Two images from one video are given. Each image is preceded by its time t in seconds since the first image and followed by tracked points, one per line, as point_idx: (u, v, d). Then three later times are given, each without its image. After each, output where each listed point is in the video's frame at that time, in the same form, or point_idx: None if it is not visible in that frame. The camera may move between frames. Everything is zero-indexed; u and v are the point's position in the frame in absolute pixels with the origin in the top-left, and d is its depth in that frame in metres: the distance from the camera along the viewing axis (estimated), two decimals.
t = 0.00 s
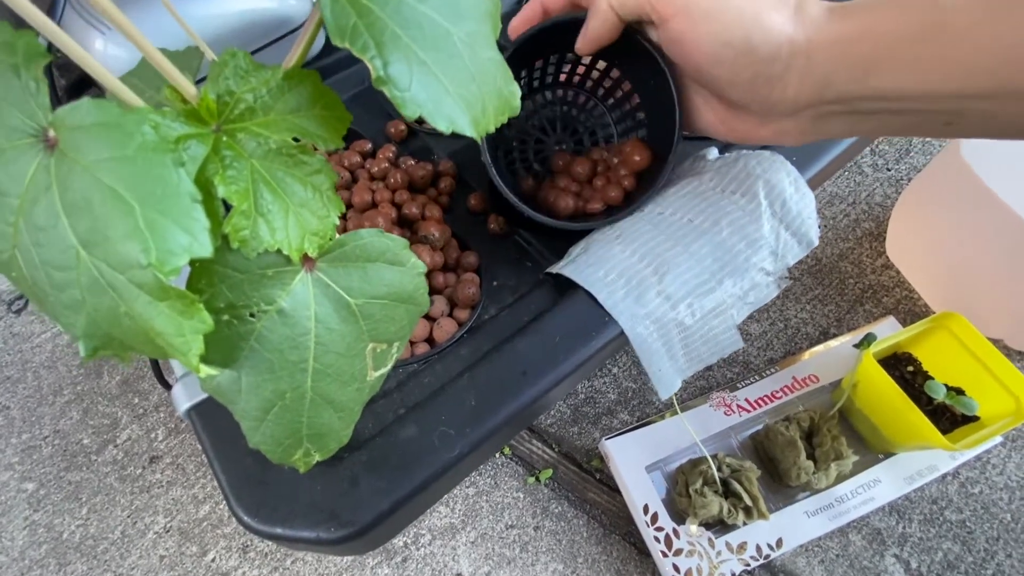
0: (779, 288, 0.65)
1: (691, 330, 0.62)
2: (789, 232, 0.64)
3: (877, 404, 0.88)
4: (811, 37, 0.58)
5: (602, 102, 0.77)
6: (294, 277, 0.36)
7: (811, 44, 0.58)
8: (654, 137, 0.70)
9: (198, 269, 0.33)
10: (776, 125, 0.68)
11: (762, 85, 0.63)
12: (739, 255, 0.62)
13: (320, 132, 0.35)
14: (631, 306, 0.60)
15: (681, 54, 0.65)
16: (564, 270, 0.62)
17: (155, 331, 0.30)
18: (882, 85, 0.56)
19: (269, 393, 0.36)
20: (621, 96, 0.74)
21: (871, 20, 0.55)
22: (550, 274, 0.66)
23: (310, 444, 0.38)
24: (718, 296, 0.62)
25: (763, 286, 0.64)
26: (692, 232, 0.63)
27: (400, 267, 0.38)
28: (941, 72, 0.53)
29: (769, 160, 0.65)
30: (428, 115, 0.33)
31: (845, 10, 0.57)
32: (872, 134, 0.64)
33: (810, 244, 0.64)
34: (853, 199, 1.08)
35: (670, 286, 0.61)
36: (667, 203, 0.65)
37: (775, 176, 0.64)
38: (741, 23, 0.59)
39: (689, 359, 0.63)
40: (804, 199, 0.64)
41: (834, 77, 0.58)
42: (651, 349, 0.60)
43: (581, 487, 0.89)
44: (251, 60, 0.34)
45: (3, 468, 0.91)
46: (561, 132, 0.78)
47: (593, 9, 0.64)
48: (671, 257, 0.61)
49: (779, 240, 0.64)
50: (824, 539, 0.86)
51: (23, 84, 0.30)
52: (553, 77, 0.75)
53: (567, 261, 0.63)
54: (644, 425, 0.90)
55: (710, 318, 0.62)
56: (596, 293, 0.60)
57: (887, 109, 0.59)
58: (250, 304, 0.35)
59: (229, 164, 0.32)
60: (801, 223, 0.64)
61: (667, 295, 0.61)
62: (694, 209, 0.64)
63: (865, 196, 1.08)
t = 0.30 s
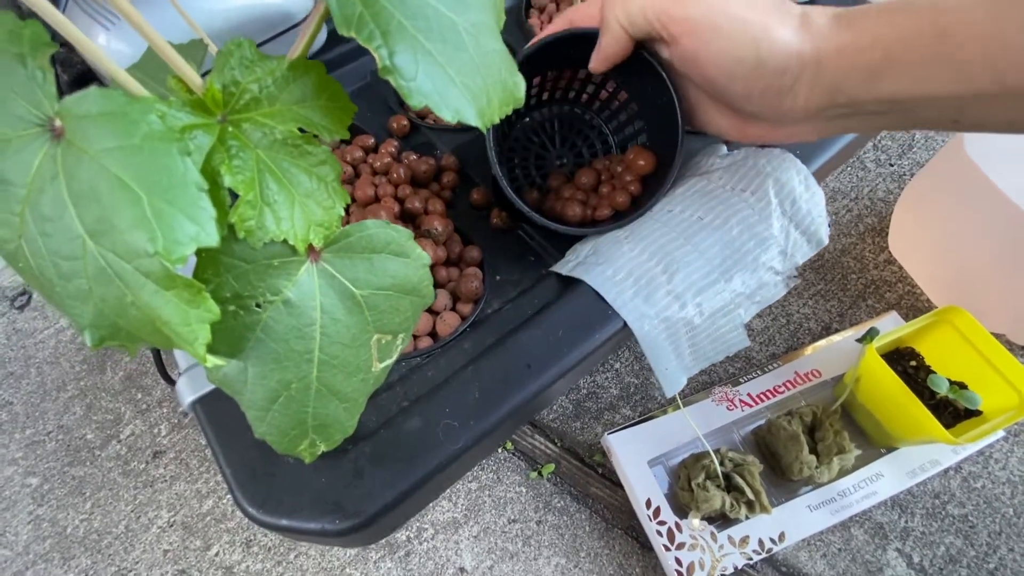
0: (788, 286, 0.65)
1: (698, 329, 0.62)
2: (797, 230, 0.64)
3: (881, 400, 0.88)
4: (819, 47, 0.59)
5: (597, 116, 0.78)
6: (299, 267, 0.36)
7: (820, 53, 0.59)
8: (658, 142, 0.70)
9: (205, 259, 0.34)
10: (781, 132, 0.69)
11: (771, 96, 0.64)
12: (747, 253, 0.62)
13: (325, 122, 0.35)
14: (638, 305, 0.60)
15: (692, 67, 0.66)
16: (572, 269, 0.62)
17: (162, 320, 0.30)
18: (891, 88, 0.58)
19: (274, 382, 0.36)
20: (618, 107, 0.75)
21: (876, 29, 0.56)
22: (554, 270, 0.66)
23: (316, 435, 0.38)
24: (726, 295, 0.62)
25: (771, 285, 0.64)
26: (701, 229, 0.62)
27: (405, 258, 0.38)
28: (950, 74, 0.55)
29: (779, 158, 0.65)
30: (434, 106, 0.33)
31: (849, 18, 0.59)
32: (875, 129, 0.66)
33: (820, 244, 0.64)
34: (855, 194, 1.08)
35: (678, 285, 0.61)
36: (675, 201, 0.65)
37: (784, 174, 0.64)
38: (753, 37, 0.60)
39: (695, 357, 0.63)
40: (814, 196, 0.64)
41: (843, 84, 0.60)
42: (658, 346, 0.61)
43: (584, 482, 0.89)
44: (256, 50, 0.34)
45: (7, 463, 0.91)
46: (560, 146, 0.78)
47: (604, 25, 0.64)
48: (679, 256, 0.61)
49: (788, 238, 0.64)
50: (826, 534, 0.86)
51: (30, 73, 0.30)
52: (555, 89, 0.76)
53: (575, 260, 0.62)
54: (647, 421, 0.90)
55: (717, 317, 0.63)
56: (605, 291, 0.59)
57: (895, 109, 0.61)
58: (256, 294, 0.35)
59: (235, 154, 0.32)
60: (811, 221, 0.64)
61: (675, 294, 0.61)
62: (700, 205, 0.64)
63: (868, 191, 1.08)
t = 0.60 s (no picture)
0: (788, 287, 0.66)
1: (700, 328, 0.63)
2: (798, 231, 0.65)
3: (884, 400, 0.89)
4: (889, 17, 0.53)
5: (599, 120, 0.79)
6: (311, 267, 0.37)
7: (890, 25, 0.54)
8: (658, 145, 0.72)
9: (220, 258, 0.35)
10: (821, 110, 0.65)
11: (825, 83, 0.60)
12: (748, 253, 0.63)
13: (335, 126, 0.36)
14: (641, 305, 0.61)
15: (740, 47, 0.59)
16: (575, 271, 0.62)
17: (180, 317, 0.31)
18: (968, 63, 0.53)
19: (287, 377, 0.37)
20: (620, 111, 0.76)
21: None
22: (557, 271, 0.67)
23: (327, 429, 0.40)
24: (727, 294, 0.63)
25: (772, 285, 0.64)
26: (702, 231, 0.64)
27: (412, 258, 0.39)
28: None
29: (778, 160, 0.65)
30: (439, 109, 0.34)
31: None
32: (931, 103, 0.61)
33: (819, 244, 0.65)
34: (857, 197, 1.09)
35: (681, 285, 0.62)
36: (677, 203, 0.66)
37: (784, 175, 0.64)
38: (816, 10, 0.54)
39: (695, 356, 0.64)
40: (813, 198, 0.65)
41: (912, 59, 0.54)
42: (661, 346, 0.62)
43: (588, 483, 0.90)
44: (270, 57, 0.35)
45: (19, 466, 0.93)
46: (564, 149, 0.79)
47: None
48: (681, 256, 0.62)
49: (787, 239, 0.65)
50: (831, 534, 0.86)
51: (54, 81, 0.31)
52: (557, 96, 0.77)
53: (578, 261, 0.63)
54: (651, 422, 0.91)
55: (719, 317, 0.63)
56: (607, 292, 0.61)
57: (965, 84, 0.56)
58: (270, 292, 0.36)
59: (250, 157, 0.33)
60: (810, 223, 0.65)
61: (677, 295, 0.62)
62: (701, 207, 0.65)
63: (869, 193, 1.09)
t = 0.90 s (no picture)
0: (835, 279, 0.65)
1: (749, 321, 0.62)
2: (844, 221, 0.65)
3: (930, 397, 0.87)
4: None
5: (632, 117, 0.78)
6: (374, 252, 0.38)
7: None
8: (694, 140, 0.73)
9: (289, 242, 0.35)
10: None
11: None
12: (794, 244, 0.63)
13: (397, 112, 0.37)
14: (689, 297, 0.60)
15: None
16: (618, 263, 0.63)
17: (252, 298, 0.32)
18: None
19: (349, 362, 0.38)
20: (653, 108, 0.76)
21: None
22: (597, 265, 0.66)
23: (386, 416, 0.40)
24: (774, 286, 0.62)
25: (820, 276, 0.64)
26: (747, 222, 0.63)
27: (470, 243, 0.39)
28: None
29: (822, 150, 0.65)
30: (503, 90, 0.35)
31: None
32: None
33: (866, 234, 0.64)
34: (891, 194, 1.08)
35: (728, 276, 0.61)
36: (719, 195, 0.66)
37: (828, 166, 0.64)
38: None
39: (743, 348, 0.63)
40: (859, 187, 0.65)
41: None
42: (708, 337, 0.61)
43: (625, 486, 0.89)
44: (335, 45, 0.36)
45: (57, 471, 0.96)
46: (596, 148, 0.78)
47: None
48: (725, 247, 0.62)
49: (834, 230, 0.65)
50: (881, 538, 0.85)
51: (133, 68, 0.32)
52: (592, 95, 0.77)
53: (620, 254, 0.63)
54: (687, 423, 0.90)
55: (767, 308, 0.62)
56: (653, 283, 0.60)
57: None
58: (335, 276, 0.37)
59: (318, 141, 0.34)
60: (856, 213, 0.65)
61: (724, 286, 0.61)
62: (743, 199, 0.65)
63: (903, 190, 1.08)
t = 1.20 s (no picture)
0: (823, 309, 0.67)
1: (738, 352, 0.64)
2: (829, 253, 0.67)
3: (928, 421, 0.89)
4: None
5: (623, 153, 0.81)
6: (369, 301, 0.40)
7: None
8: (682, 175, 0.75)
9: (290, 295, 0.38)
10: None
11: None
12: (780, 277, 0.65)
13: (390, 171, 0.40)
14: (677, 330, 0.63)
15: None
16: (609, 298, 0.65)
17: (255, 349, 0.34)
18: None
19: (346, 407, 0.40)
20: (643, 144, 0.79)
21: None
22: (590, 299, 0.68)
23: (382, 457, 0.42)
24: (762, 318, 0.64)
25: (807, 307, 0.66)
26: (734, 256, 0.66)
27: (460, 290, 0.42)
28: None
29: (805, 184, 0.68)
30: (489, 152, 0.37)
31: None
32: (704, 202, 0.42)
33: (852, 265, 0.66)
34: (884, 217, 1.10)
35: (716, 309, 0.63)
36: (707, 230, 0.68)
37: (811, 200, 0.67)
38: None
39: (734, 380, 0.65)
40: (842, 220, 0.67)
41: None
42: (699, 371, 0.64)
43: (627, 516, 0.90)
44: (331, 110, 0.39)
45: (67, 506, 0.98)
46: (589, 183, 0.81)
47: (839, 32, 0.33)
48: (712, 281, 0.64)
49: (820, 261, 0.67)
50: (888, 566, 0.85)
51: (148, 140, 0.35)
52: (583, 132, 0.79)
53: (610, 288, 0.66)
54: (687, 452, 0.91)
55: (756, 339, 0.64)
56: (642, 317, 0.62)
57: None
58: (333, 325, 0.39)
59: (316, 202, 0.36)
60: (841, 245, 0.67)
61: (713, 319, 0.63)
62: (729, 233, 0.67)
63: (897, 214, 1.10)
